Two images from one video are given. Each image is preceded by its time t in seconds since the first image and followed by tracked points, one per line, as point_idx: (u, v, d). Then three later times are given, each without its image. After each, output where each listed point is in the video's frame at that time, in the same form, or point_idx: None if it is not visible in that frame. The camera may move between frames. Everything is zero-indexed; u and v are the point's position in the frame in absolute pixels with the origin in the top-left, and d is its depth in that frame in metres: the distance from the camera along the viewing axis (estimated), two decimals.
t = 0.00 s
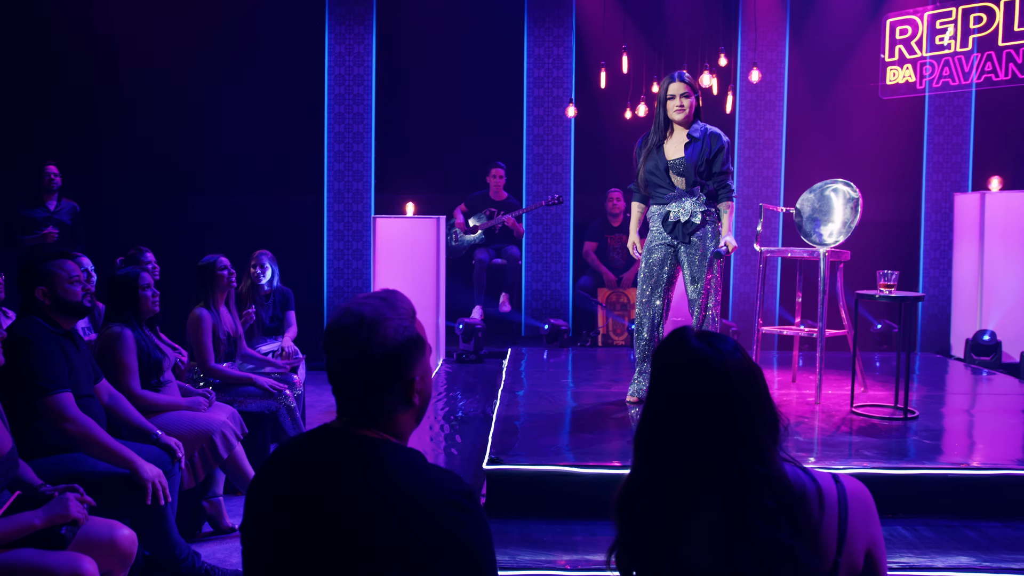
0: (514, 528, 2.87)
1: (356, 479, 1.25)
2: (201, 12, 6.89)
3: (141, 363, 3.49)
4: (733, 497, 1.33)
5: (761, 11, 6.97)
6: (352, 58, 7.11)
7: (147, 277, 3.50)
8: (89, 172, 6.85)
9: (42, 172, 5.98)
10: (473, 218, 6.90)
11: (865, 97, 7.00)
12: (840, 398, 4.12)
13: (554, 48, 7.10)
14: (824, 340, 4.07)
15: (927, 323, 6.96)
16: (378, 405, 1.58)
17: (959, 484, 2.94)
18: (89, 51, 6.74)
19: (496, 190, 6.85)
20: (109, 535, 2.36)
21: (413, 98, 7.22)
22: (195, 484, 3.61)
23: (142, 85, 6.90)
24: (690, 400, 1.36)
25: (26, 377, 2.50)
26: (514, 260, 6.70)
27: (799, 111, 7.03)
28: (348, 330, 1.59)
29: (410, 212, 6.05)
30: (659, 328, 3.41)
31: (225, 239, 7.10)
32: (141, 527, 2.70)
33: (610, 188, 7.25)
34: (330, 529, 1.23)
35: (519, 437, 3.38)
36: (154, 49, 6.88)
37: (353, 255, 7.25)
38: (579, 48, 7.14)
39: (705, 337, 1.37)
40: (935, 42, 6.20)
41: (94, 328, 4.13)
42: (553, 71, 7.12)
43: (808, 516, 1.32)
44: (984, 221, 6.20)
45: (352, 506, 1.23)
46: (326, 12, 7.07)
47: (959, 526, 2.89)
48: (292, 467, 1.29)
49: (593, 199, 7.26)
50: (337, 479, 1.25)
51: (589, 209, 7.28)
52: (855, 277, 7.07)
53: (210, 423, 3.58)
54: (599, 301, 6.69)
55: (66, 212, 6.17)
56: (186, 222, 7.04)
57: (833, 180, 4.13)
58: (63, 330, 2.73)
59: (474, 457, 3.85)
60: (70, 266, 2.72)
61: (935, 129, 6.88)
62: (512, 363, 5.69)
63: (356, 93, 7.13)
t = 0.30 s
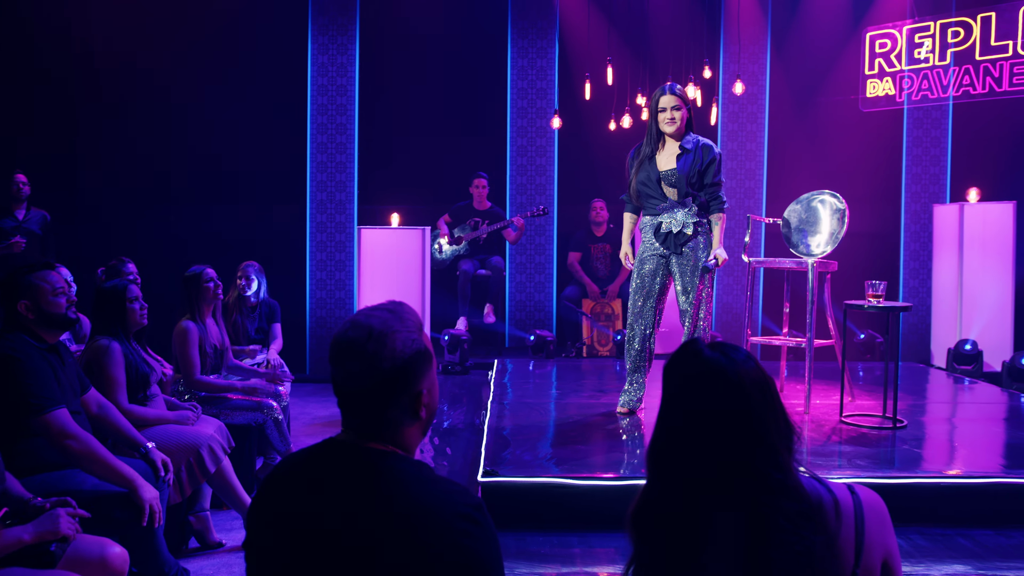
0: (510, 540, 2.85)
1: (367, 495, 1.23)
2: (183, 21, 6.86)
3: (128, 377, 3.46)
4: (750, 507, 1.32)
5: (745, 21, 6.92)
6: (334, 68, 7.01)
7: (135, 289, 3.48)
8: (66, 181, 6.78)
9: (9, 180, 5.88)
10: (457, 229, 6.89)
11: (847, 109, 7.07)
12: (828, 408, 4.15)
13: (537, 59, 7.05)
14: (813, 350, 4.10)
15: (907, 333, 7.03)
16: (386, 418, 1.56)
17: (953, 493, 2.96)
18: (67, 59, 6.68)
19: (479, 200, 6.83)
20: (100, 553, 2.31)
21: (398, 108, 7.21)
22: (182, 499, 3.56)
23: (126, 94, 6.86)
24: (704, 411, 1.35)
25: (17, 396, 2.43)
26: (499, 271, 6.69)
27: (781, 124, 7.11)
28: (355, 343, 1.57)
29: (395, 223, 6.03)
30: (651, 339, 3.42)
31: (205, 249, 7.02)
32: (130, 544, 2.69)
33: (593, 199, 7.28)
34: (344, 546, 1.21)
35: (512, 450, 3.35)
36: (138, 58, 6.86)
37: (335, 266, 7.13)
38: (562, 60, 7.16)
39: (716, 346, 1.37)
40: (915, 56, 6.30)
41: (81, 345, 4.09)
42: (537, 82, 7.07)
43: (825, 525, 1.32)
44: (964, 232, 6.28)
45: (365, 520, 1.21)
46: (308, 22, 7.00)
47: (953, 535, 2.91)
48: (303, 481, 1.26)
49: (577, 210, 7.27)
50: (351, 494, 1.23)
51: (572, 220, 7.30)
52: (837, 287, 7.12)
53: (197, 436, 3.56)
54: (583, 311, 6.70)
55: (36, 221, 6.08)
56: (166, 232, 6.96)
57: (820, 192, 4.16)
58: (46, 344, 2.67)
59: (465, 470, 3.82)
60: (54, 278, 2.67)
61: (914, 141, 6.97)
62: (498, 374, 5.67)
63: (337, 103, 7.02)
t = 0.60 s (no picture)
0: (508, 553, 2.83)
1: (375, 503, 1.22)
2: (166, 30, 6.82)
3: (118, 390, 3.42)
4: (769, 515, 1.31)
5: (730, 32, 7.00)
6: (319, 78, 6.99)
7: (125, 301, 3.47)
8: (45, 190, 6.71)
9: None
10: (444, 239, 6.88)
11: (829, 121, 7.14)
12: (819, 417, 4.17)
13: (523, 69, 7.09)
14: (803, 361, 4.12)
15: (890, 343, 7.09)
16: (387, 430, 1.50)
17: (947, 503, 2.98)
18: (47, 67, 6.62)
19: (466, 210, 6.83)
20: (91, 570, 2.26)
21: (383, 118, 7.20)
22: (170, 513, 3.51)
23: (109, 101, 6.80)
24: (720, 419, 1.34)
25: (6, 413, 2.40)
26: (484, 281, 6.67)
27: (766, 135, 7.16)
28: (357, 353, 1.50)
29: (381, 234, 6.00)
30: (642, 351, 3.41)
31: (188, 258, 6.95)
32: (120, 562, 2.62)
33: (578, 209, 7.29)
34: (350, 554, 1.20)
35: (507, 462, 3.32)
36: (119, 66, 6.80)
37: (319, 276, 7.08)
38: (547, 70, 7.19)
39: (735, 356, 1.37)
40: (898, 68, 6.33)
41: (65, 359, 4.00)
42: (523, 92, 7.10)
43: (843, 534, 1.31)
44: (944, 242, 6.35)
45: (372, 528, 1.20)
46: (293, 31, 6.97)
47: (947, 544, 2.93)
48: (319, 493, 1.25)
49: (562, 221, 7.28)
50: (369, 504, 1.22)
51: (557, 230, 7.31)
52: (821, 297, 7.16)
53: (186, 449, 3.54)
54: (569, 322, 6.69)
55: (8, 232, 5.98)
56: (146, 242, 6.88)
57: (809, 203, 4.19)
58: (33, 359, 2.62)
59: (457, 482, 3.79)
60: (40, 292, 2.62)
61: (895, 153, 7.05)
62: (487, 384, 5.66)
63: (321, 112, 6.99)
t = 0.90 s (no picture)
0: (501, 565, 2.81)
1: (382, 519, 1.21)
2: (148, 38, 6.76)
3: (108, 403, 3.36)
4: (787, 525, 1.31)
5: (715, 43, 7.02)
6: (303, 87, 6.95)
7: (114, 311, 3.43)
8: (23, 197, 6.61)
9: None
10: (429, 248, 6.87)
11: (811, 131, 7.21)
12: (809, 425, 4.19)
13: (508, 79, 7.06)
14: (793, 370, 4.16)
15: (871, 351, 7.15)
16: (398, 443, 1.46)
17: (940, 511, 3.00)
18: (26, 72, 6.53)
19: (453, 220, 6.82)
20: None
21: (369, 127, 7.19)
22: (157, 528, 3.49)
23: (92, 108, 6.73)
24: (738, 428, 1.34)
25: None
26: (470, 290, 6.65)
27: (750, 145, 7.24)
28: (368, 365, 1.47)
29: (367, 244, 5.97)
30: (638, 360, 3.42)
31: (168, 267, 6.88)
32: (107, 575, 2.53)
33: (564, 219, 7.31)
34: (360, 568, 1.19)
35: (501, 474, 3.30)
36: (103, 73, 6.73)
37: (304, 286, 7.03)
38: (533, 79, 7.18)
39: (754, 365, 1.37)
40: (881, 80, 6.47)
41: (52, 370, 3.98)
42: (508, 102, 7.08)
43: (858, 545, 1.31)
44: (926, 252, 6.42)
45: (383, 542, 1.19)
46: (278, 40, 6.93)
47: (940, 552, 2.95)
48: (335, 506, 1.24)
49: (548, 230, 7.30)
50: (390, 516, 1.21)
51: (543, 240, 7.32)
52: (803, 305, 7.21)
53: (176, 462, 3.52)
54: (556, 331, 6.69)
55: None
56: (126, 251, 6.80)
57: (797, 213, 4.23)
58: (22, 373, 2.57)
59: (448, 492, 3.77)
60: (32, 303, 2.57)
61: (875, 162, 7.11)
62: (476, 395, 5.66)
63: (306, 122, 6.96)
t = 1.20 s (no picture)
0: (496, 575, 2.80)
1: (396, 529, 1.20)
2: (132, 44, 6.72)
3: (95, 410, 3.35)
4: (805, 532, 1.31)
5: (700, 52, 7.07)
6: (288, 94, 6.91)
7: (103, 319, 3.38)
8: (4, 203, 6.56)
9: None
10: (415, 256, 6.84)
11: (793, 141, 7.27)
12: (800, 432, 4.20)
13: (493, 88, 7.09)
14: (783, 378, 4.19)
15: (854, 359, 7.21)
16: (410, 451, 1.45)
17: (933, 518, 3.02)
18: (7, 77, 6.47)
19: (439, 229, 6.78)
20: None
21: (354, 135, 7.17)
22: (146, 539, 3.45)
23: (77, 115, 6.67)
24: (755, 434, 1.33)
25: None
26: (457, 299, 6.63)
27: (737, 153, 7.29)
28: (384, 372, 1.47)
29: (354, 251, 5.94)
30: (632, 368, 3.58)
31: (151, 276, 6.81)
32: None
33: (550, 227, 7.32)
34: None
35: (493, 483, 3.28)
36: (87, 80, 6.67)
37: (288, 294, 6.97)
38: (518, 89, 7.24)
39: (773, 372, 1.35)
40: (863, 90, 6.54)
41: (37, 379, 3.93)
42: (492, 111, 7.12)
43: (875, 553, 1.31)
44: (908, 260, 6.49)
45: (397, 553, 1.18)
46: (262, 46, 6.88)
47: (934, 559, 2.97)
48: (347, 517, 1.22)
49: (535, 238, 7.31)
50: (403, 526, 1.20)
51: (529, 248, 7.34)
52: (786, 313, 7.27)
53: (164, 472, 3.45)
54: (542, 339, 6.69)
55: None
56: (107, 258, 6.73)
57: (787, 221, 4.26)
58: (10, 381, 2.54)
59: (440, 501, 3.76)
60: (19, 309, 2.56)
61: (857, 172, 7.19)
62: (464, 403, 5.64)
63: (291, 129, 6.91)
